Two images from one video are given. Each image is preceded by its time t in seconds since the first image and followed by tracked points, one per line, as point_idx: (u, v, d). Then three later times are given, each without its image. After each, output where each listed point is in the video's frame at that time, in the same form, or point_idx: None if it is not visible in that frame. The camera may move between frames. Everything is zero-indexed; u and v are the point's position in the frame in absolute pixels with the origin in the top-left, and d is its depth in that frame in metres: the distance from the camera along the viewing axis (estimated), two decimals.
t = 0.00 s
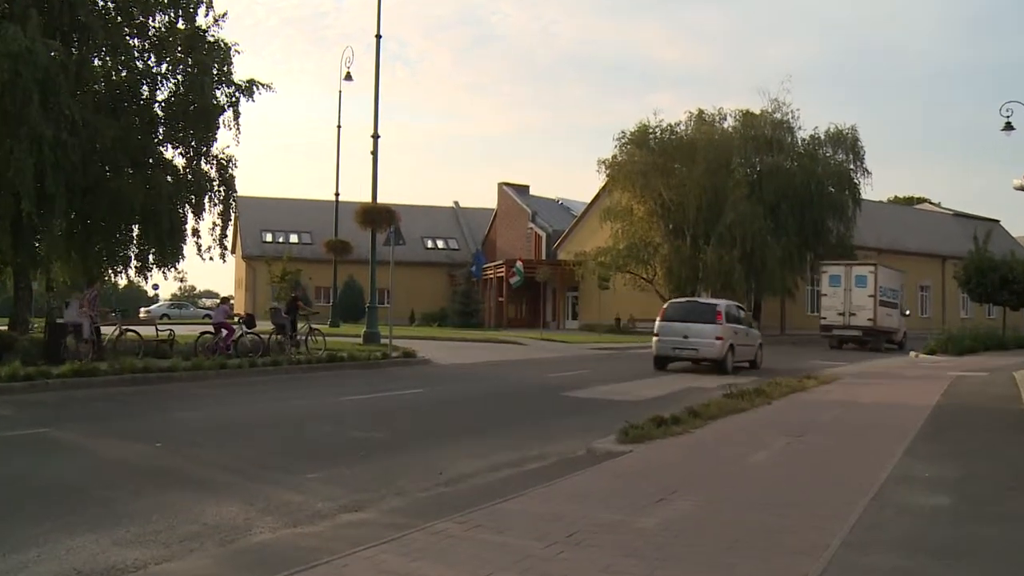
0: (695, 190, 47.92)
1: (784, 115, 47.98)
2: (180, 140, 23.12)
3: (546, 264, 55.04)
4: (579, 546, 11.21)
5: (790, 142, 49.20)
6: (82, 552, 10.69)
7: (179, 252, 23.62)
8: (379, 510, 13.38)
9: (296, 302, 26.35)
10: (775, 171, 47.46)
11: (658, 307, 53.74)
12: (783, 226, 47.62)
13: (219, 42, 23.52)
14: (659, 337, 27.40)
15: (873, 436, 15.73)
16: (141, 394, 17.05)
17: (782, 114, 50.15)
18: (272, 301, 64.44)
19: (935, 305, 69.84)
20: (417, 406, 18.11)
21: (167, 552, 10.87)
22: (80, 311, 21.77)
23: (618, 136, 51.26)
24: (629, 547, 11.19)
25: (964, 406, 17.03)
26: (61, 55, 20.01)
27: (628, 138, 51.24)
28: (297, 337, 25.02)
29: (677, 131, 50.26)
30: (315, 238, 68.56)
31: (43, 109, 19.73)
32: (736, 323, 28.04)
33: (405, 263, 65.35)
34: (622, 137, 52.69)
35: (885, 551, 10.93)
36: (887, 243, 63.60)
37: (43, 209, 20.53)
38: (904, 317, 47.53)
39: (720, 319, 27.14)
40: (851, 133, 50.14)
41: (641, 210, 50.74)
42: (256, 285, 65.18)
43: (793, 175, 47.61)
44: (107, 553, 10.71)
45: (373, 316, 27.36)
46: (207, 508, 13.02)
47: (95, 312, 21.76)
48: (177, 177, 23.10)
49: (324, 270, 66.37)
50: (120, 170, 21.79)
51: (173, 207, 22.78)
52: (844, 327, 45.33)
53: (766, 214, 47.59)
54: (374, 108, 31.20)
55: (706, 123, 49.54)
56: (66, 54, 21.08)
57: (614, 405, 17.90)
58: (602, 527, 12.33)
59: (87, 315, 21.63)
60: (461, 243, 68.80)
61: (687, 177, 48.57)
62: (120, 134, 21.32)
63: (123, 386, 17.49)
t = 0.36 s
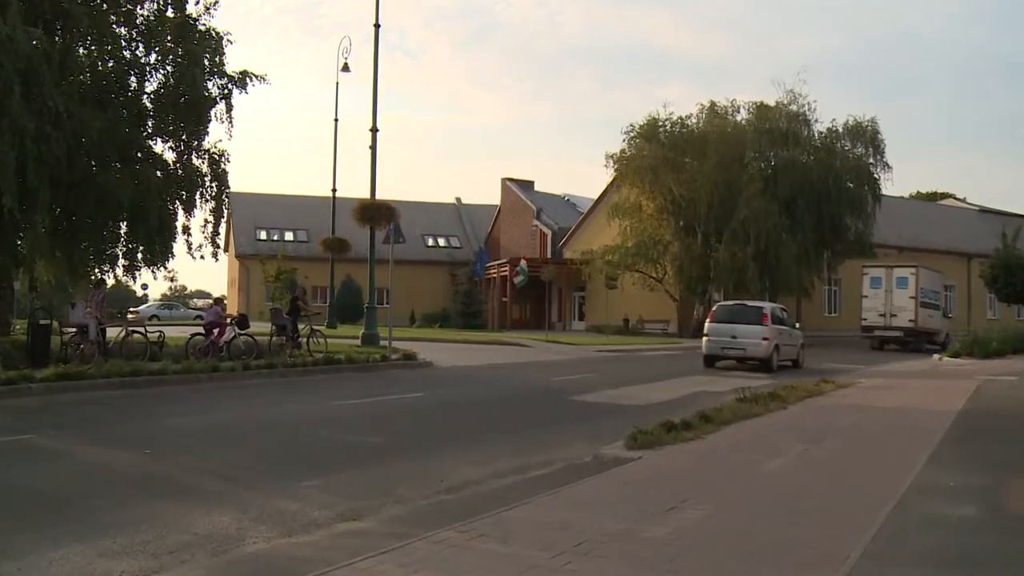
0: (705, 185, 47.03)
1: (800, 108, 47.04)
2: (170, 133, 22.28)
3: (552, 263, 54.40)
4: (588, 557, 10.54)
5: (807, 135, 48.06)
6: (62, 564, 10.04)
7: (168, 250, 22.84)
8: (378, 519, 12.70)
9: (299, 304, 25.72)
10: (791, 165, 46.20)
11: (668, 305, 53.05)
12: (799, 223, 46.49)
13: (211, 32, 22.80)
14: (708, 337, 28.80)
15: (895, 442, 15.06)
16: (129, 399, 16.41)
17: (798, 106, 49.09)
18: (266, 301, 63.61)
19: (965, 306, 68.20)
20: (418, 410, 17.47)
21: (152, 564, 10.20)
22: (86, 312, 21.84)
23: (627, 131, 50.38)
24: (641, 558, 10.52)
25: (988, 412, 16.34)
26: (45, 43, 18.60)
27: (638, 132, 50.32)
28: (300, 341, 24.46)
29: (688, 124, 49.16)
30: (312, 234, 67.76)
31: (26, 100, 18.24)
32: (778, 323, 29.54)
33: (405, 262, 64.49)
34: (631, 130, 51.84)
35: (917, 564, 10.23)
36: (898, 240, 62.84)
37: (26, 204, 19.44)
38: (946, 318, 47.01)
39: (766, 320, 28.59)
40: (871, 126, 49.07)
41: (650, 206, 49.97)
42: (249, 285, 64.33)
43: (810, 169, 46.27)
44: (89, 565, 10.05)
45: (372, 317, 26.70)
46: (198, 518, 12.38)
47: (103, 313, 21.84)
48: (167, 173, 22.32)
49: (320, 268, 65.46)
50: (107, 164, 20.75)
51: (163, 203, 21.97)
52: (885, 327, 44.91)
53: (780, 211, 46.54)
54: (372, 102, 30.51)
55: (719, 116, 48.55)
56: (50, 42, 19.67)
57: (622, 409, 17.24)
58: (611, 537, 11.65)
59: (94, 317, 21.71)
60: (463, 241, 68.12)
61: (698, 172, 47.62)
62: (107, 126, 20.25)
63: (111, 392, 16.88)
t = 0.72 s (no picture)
0: (723, 179, 45.91)
1: (822, 97, 45.81)
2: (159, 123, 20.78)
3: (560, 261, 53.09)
4: (605, 572, 9.70)
5: (829, 124, 47.02)
6: None
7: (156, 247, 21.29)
8: (378, 530, 11.86)
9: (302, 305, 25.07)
10: (813, 156, 45.42)
11: (682, 304, 51.51)
12: (821, 219, 45.84)
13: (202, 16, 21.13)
14: (760, 337, 29.35)
15: (924, 452, 14.24)
16: (114, 406, 15.64)
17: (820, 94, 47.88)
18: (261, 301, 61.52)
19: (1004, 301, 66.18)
20: (420, 415, 16.67)
21: None
22: (86, 313, 22.35)
23: (639, 121, 48.85)
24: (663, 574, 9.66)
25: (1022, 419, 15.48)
26: (22, 27, 16.61)
27: (650, 122, 48.96)
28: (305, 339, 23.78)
29: (704, 115, 48.03)
30: (308, 231, 66.09)
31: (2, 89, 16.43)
32: (830, 325, 29.94)
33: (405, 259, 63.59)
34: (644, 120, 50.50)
35: None
36: (921, 233, 61.67)
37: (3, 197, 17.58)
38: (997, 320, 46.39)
39: (815, 321, 29.07)
40: (899, 115, 47.82)
41: (664, 200, 48.21)
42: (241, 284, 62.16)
43: (833, 160, 45.60)
44: None
45: (371, 317, 25.88)
46: (188, 529, 11.56)
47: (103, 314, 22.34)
48: (153, 166, 20.81)
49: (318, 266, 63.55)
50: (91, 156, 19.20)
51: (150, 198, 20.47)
52: (936, 329, 44.04)
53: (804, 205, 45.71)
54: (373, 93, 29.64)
55: (737, 105, 47.22)
56: (29, 26, 17.54)
57: (634, 414, 16.43)
58: (630, 550, 10.80)
59: (93, 317, 22.19)
60: (467, 236, 67.25)
61: (714, 165, 46.39)
62: (92, 117, 18.53)
63: (97, 397, 16.09)
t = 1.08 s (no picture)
0: (741, 171, 43.17)
1: (851, 84, 43.71)
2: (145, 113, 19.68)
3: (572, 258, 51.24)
4: None
5: (858, 111, 45.12)
6: None
7: (142, 242, 20.30)
8: (379, 542, 11.02)
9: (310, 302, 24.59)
10: (840, 147, 43.71)
11: (701, 304, 49.19)
12: (848, 212, 44.44)
13: None
14: (817, 337, 30.36)
15: (960, 463, 13.37)
16: (99, 413, 14.84)
17: (848, 79, 45.69)
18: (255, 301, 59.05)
19: None
20: (425, 420, 15.83)
21: None
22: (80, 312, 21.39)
23: (653, 110, 46.00)
24: None
25: None
26: None
27: (666, 110, 46.00)
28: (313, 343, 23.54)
29: (723, 102, 44.91)
30: (304, 225, 63.57)
31: None
32: (885, 325, 30.91)
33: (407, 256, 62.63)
34: (659, 108, 47.59)
35: None
36: (947, 227, 60.19)
37: None
38: None
39: (871, 321, 30.11)
40: (933, 101, 45.83)
41: (681, 193, 45.76)
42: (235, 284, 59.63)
43: (861, 151, 43.87)
44: None
45: (371, 316, 25.05)
46: (175, 541, 10.72)
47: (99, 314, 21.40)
48: (140, 156, 19.78)
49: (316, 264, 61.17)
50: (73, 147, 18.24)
51: (137, 190, 19.50)
52: (999, 329, 43.10)
53: (830, 198, 44.28)
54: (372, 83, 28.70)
55: (758, 93, 44.27)
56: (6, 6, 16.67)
57: (649, 419, 15.57)
58: (653, 564, 9.95)
59: (88, 318, 21.27)
60: (471, 232, 66.37)
61: (734, 157, 43.49)
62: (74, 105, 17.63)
63: (80, 403, 15.25)
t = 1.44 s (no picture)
0: (763, 160, 41.27)
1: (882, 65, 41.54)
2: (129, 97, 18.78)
3: (583, 253, 49.59)
4: None
5: (889, 96, 42.76)
6: None
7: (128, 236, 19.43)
8: (377, 554, 10.18)
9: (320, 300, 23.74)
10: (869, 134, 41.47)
11: (720, 303, 46.90)
12: (877, 204, 42.28)
13: None
14: (875, 335, 30.31)
15: (999, 471, 12.48)
16: (80, 417, 14.08)
17: (879, 60, 43.46)
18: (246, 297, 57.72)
19: None
20: (427, 424, 15.02)
21: None
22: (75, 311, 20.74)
23: (669, 97, 44.24)
24: None
25: None
26: None
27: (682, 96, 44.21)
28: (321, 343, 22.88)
29: (743, 87, 42.92)
30: (299, 218, 62.11)
31: None
32: (944, 322, 30.69)
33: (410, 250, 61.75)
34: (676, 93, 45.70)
35: None
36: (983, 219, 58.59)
37: None
38: None
39: (931, 318, 29.88)
40: (970, 85, 43.47)
41: (698, 183, 43.93)
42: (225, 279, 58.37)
43: (892, 138, 41.70)
44: None
45: (371, 314, 24.26)
46: (154, 552, 9.89)
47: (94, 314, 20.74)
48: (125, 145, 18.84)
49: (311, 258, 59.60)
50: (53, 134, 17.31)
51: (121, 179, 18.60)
52: None
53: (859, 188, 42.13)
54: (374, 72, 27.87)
55: (781, 76, 42.33)
56: None
57: (663, 422, 14.75)
58: None
59: (83, 317, 20.63)
60: (476, 225, 65.38)
61: (757, 145, 41.41)
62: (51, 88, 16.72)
63: (62, 406, 14.50)
